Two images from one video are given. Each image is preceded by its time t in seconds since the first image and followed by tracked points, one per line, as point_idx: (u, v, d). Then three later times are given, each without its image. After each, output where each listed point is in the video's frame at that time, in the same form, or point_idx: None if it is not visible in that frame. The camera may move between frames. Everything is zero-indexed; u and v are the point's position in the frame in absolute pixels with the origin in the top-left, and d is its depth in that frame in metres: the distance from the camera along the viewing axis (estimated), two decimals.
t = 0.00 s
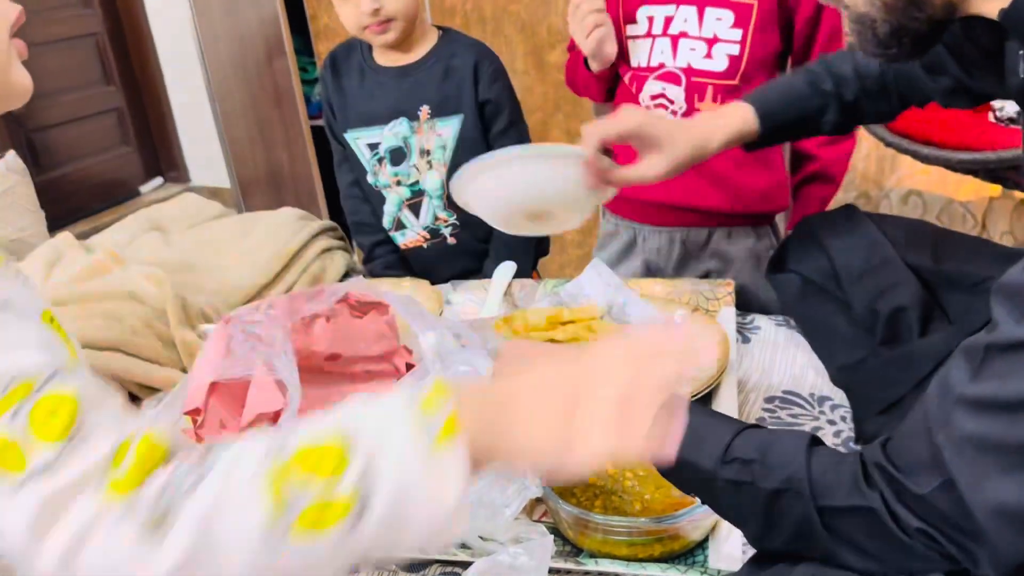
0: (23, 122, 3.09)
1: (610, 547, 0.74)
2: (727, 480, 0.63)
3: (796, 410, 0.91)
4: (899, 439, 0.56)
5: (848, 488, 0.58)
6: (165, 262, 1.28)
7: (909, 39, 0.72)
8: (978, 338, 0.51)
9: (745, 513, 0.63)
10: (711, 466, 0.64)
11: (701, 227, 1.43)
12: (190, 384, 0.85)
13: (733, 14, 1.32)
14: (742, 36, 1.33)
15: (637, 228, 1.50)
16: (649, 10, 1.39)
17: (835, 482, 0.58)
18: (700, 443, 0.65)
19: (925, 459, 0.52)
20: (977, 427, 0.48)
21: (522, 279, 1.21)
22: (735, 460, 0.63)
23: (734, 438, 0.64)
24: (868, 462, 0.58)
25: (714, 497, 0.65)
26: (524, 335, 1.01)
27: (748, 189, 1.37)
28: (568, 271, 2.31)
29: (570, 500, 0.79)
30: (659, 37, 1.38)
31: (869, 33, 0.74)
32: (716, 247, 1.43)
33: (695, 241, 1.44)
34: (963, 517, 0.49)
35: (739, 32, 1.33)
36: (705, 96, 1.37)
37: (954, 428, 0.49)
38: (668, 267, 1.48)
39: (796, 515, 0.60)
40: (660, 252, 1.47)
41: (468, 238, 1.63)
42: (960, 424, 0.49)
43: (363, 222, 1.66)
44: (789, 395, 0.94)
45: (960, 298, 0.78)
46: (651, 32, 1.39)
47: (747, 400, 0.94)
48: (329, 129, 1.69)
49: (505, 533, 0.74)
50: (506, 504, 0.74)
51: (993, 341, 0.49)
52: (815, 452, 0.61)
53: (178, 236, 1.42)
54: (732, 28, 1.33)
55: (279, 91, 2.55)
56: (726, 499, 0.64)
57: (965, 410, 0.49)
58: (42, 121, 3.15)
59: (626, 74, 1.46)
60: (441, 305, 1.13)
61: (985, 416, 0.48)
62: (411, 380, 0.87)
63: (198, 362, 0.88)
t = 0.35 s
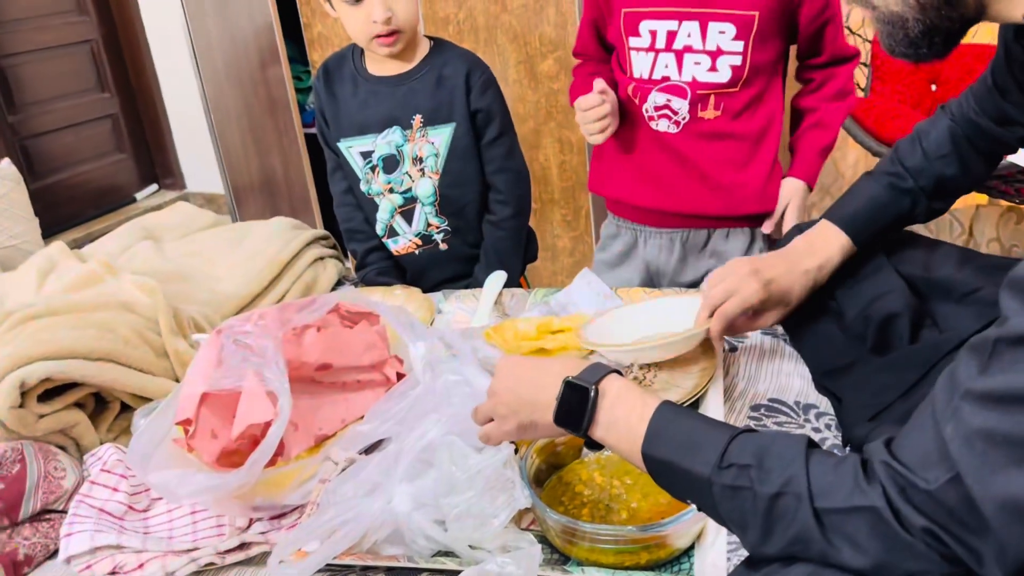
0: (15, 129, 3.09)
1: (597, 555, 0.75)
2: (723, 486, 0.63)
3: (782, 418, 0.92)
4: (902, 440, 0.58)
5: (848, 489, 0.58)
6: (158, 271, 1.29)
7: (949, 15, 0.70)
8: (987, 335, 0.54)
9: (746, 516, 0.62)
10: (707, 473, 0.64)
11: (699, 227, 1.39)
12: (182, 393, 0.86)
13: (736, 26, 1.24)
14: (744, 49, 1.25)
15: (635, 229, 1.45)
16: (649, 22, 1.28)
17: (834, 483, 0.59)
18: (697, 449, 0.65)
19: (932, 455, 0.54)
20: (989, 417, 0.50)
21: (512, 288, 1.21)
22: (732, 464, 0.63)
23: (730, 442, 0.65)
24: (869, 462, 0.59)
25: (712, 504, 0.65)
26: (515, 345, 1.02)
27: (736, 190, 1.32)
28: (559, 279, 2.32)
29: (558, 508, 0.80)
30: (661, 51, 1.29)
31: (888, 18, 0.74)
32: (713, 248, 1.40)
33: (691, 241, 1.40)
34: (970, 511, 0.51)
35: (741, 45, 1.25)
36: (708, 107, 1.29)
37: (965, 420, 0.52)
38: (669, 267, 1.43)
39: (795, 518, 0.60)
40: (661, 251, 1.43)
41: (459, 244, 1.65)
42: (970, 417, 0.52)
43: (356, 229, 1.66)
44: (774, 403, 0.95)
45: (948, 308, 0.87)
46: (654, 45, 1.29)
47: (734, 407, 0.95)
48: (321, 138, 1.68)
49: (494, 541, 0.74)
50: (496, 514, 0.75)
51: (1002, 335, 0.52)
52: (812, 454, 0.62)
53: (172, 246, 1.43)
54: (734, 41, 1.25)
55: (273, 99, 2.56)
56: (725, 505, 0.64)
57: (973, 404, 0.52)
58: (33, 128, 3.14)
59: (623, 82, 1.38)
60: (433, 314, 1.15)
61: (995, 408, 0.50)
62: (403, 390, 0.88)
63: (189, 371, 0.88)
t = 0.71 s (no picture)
0: (8, 131, 3.07)
1: (595, 560, 0.74)
2: (719, 492, 0.62)
3: (781, 420, 0.92)
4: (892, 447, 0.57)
5: (841, 495, 0.57)
6: (150, 273, 1.28)
7: (931, 21, 0.72)
8: (971, 337, 0.54)
9: (739, 524, 0.62)
10: (701, 479, 0.63)
11: (698, 230, 1.38)
12: (173, 395, 0.85)
13: (741, 27, 1.23)
14: (750, 50, 1.24)
15: (632, 230, 1.44)
16: (652, 22, 1.27)
17: (828, 490, 0.58)
18: (692, 453, 0.64)
19: (921, 460, 0.53)
20: (975, 420, 0.50)
21: (508, 290, 1.20)
22: (726, 470, 0.62)
23: (724, 446, 0.64)
24: (861, 467, 0.58)
25: (705, 510, 0.64)
26: (511, 349, 1.01)
27: (737, 189, 1.32)
28: (555, 280, 2.31)
29: (556, 511, 0.79)
30: (665, 51, 1.28)
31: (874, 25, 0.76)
32: (712, 250, 1.39)
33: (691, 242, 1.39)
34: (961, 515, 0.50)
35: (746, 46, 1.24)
36: (710, 108, 1.29)
37: (951, 423, 0.51)
38: (666, 270, 1.43)
39: (788, 526, 0.59)
40: (659, 253, 1.42)
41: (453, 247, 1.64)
42: (956, 420, 0.51)
43: (349, 231, 1.65)
44: (773, 404, 0.95)
45: (942, 307, 0.89)
46: (657, 45, 1.28)
47: (733, 408, 0.94)
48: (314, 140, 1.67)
49: (491, 545, 0.73)
50: (493, 518, 0.75)
51: (985, 337, 0.52)
52: (806, 460, 0.61)
53: (164, 247, 1.42)
54: (739, 42, 1.24)
55: (267, 100, 2.55)
56: (718, 512, 0.63)
57: (960, 407, 0.51)
58: (27, 129, 3.13)
59: (624, 81, 1.37)
60: (428, 315, 1.14)
61: (982, 410, 0.50)
62: (398, 393, 0.87)
63: (181, 373, 0.87)
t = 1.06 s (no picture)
0: (7, 133, 3.07)
1: (597, 563, 0.73)
2: (714, 503, 0.62)
3: (782, 422, 0.91)
4: (886, 455, 0.57)
5: (837, 504, 0.57)
6: (149, 276, 1.27)
7: (922, 39, 0.72)
8: (963, 347, 0.54)
9: (736, 531, 0.62)
10: (697, 489, 0.63)
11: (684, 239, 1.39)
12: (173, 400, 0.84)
13: (737, 36, 1.23)
14: (745, 58, 1.24)
15: (619, 241, 1.45)
16: (647, 29, 1.26)
17: (824, 497, 0.58)
18: (685, 464, 0.65)
19: (915, 468, 0.53)
20: (969, 430, 0.50)
21: (508, 292, 1.20)
22: (722, 480, 0.63)
23: (720, 457, 0.64)
24: (856, 475, 0.58)
25: (703, 519, 0.64)
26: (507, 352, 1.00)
27: (727, 198, 1.33)
28: (554, 281, 2.31)
29: (557, 515, 0.79)
30: (659, 58, 1.27)
31: (864, 44, 0.76)
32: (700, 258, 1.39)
33: (678, 253, 1.40)
34: (956, 524, 0.50)
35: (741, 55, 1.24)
36: (705, 118, 1.29)
37: (944, 433, 0.51)
38: (655, 280, 1.44)
39: (785, 534, 0.59)
40: (645, 264, 1.43)
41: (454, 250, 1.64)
42: (949, 430, 0.51)
43: (350, 234, 1.64)
44: (774, 407, 0.94)
45: (940, 309, 0.90)
46: (652, 52, 1.27)
47: (733, 411, 0.94)
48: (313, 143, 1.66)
49: (493, 549, 0.73)
50: (494, 524, 0.75)
51: (977, 348, 0.52)
52: (801, 468, 0.61)
53: (162, 250, 1.41)
54: (734, 50, 1.24)
55: (265, 102, 2.55)
56: (716, 521, 0.63)
57: (953, 417, 0.51)
58: (25, 132, 3.13)
59: (612, 92, 1.35)
60: (428, 318, 1.14)
61: (975, 421, 0.50)
62: (398, 397, 0.87)
63: (180, 378, 0.87)
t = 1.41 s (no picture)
0: (6, 134, 3.06)
1: (600, 565, 0.73)
2: (713, 507, 0.62)
3: (783, 422, 0.90)
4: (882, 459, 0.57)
5: (836, 508, 0.57)
6: (148, 278, 1.27)
7: (916, 46, 0.75)
8: (956, 350, 0.53)
9: (735, 535, 0.61)
10: (696, 493, 0.63)
11: (671, 245, 1.40)
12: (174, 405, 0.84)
13: (723, 43, 1.25)
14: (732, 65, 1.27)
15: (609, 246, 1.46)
16: (633, 36, 1.28)
17: (823, 501, 0.58)
18: (687, 470, 0.64)
19: (910, 473, 0.53)
20: (964, 435, 0.49)
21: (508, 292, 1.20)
22: (722, 484, 0.62)
23: (718, 461, 0.64)
24: (852, 478, 0.58)
25: (703, 524, 0.64)
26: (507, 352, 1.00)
27: (717, 208, 1.35)
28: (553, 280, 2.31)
29: (558, 518, 0.79)
30: (646, 66, 1.29)
31: (860, 52, 0.77)
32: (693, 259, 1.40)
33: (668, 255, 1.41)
34: (951, 527, 0.50)
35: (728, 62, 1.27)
36: (695, 127, 1.31)
37: (939, 436, 0.51)
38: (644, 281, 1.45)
39: (786, 537, 0.59)
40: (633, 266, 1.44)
41: (457, 248, 1.64)
42: (944, 435, 0.51)
43: (350, 233, 1.64)
44: (775, 406, 0.93)
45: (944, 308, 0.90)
46: (638, 60, 1.29)
47: (734, 412, 0.93)
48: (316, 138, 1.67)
49: (494, 552, 0.73)
50: (494, 519, 0.74)
51: (971, 351, 0.52)
52: (800, 472, 0.61)
53: (162, 252, 1.41)
54: (721, 57, 1.26)
55: (263, 102, 2.54)
56: (716, 526, 0.63)
57: (947, 421, 0.51)
58: (24, 132, 3.12)
59: (595, 107, 1.37)
60: (428, 319, 1.14)
61: (970, 426, 0.49)
62: (399, 400, 0.87)
63: (181, 382, 0.87)
